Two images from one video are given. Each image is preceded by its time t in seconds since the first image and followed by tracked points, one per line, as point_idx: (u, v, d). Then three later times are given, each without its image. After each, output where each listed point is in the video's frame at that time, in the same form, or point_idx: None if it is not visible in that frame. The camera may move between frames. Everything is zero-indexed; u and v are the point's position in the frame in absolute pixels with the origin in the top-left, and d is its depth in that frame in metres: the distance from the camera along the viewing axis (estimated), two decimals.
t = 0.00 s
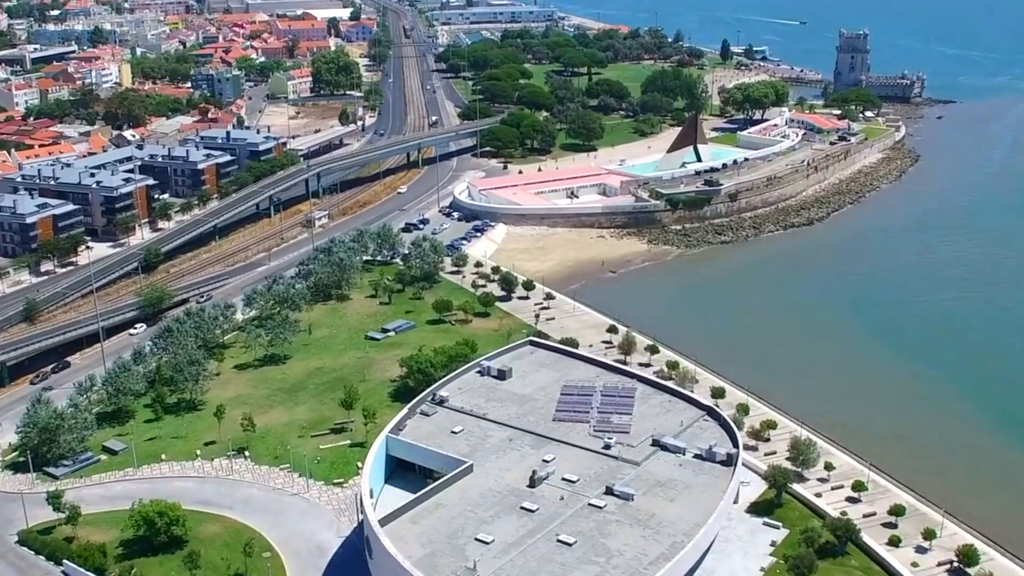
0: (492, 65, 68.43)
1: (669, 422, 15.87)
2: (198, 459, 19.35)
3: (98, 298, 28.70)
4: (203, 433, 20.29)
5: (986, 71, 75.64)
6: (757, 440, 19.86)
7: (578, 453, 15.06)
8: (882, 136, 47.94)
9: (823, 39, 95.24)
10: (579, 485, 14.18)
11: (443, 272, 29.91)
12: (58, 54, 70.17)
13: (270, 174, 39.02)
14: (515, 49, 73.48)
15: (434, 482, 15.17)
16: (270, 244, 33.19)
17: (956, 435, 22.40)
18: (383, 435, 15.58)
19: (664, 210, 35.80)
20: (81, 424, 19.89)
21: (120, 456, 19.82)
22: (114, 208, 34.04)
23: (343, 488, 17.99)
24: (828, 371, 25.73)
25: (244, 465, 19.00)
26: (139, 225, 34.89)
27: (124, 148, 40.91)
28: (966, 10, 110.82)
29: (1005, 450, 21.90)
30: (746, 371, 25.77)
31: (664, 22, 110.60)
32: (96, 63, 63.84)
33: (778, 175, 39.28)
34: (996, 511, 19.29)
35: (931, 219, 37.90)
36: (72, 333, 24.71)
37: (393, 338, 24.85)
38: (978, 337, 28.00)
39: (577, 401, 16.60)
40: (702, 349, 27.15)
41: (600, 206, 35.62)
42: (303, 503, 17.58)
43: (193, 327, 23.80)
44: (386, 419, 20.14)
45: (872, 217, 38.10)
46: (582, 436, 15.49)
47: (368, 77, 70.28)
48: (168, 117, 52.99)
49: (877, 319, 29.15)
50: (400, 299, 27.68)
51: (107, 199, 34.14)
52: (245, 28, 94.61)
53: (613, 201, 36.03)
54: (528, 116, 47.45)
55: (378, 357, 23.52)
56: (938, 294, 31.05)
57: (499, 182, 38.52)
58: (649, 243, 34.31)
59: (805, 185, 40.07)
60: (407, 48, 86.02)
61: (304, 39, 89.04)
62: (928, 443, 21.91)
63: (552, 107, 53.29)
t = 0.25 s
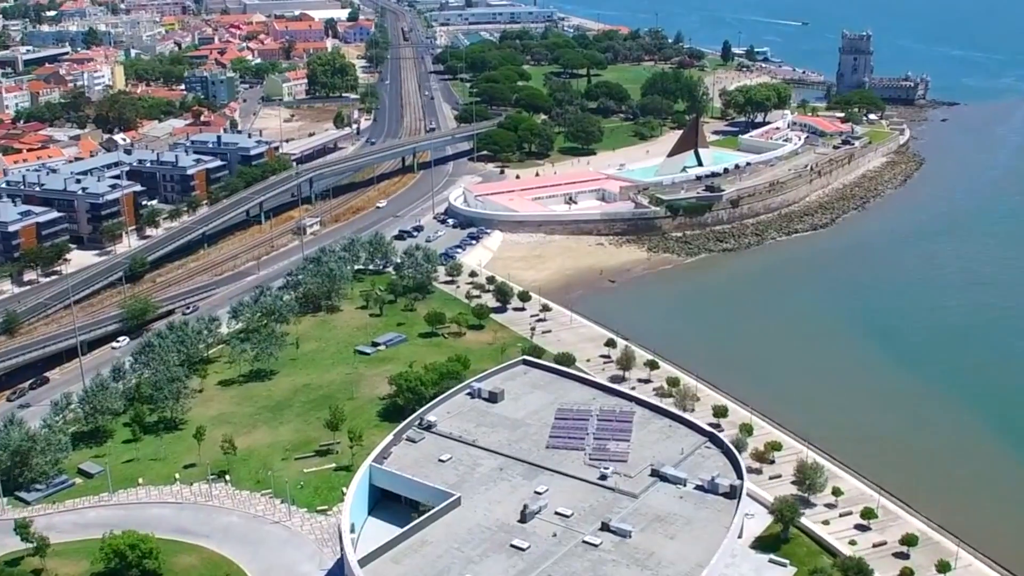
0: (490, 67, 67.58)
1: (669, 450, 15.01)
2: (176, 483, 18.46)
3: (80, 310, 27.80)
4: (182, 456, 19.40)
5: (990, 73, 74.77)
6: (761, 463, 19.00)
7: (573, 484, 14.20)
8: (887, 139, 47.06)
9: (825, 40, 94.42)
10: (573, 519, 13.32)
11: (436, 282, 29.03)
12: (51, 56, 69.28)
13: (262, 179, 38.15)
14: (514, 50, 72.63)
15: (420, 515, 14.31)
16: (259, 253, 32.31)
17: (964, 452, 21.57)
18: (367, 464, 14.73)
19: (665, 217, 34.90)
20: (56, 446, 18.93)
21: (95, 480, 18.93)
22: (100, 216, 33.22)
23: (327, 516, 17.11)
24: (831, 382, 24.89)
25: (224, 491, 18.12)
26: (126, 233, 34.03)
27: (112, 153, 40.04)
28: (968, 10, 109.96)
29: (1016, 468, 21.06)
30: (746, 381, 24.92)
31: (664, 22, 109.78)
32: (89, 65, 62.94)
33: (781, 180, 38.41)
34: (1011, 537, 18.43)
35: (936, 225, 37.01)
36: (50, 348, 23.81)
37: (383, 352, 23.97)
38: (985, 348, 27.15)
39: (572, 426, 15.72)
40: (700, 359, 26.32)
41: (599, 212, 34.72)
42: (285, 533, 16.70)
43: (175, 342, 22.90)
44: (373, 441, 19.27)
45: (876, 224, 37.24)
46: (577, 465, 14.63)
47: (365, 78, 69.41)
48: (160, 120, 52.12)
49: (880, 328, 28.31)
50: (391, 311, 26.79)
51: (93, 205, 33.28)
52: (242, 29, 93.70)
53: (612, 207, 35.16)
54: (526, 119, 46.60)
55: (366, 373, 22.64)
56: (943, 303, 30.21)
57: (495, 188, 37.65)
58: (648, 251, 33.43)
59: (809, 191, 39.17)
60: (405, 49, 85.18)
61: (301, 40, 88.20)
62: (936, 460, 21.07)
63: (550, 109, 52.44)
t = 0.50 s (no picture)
0: (487, 70, 66.78)
1: (667, 479, 14.22)
2: (153, 508, 17.64)
3: (62, 322, 26.97)
4: (161, 479, 18.57)
5: (994, 75, 73.98)
6: (764, 486, 18.20)
7: (566, 517, 13.39)
8: (890, 142, 46.26)
9: (826, 41, 93.69)
10: (566, 557, 12.52)
11: (429, 292, 28.22)
12: (44, 58, 68.50)
13: (253, 185, 37.33)
14: (512, 52, 71.90)
15: (404, 550, 13.50)
16: (248, 261, 31.50)
17: (972, 466, 20.78)
18: (348, 495, 13.93)
19: (665, 223, 34.07)
20: (29, 468, 18.05)
21: (69, 504, 18.10)
22: (85, 223, 32.45)
23: (309, 546, 16.29)
24: (832, 394, 24.13)
25: (203, 516, 17.29)
26: (112, 240, 33.22)
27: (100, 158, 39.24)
28: (971, 11, 109.20)
29: None
30: (745, 394, 24.14)
31: (664, 23, 109.00)
32: (81, 67, 62.13)
33: (783, 186, 37.60)
34: None
35: (942, 233, 36.20)
36: (28, 363, 22.97)
37: (372, 367, 23.17)
38: (992, 358, 26.37)
39: (566, 453, 14.92)
40: (697, 370, 25.54)
41: (597, 219, 33.90)
42: (264, 563, 15.88)
43: (157, 357, 22.07)
44: (359, 463, 18.45)
45: (879, 230, 36.44)
46: (572, 496, 13.82)
47: (361, 81, 68.65)
48: (152, 123, 51.34)
49: (883, 338, 27.54)
50: (382, 323, 25.97)
51: (78, 213, 32.46)
52: (239, 30, 92.88)
53: (610, 213, 34.36)
54: (523, 122, 45.80)
55: (356, 390, 21.83)
56: (948, 312, 29.44)
57: (491, 193, 36.84)
58: (647, 259, 32.63)
59: (812, 196, 38.34)
60: (402, 51, 84.47)
61: (298, 42, 87.47)
62: (942, 475, 20.28)
63: (548, 112, 51.61)
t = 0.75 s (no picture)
0: (486, 72, 65.91)
1: (668, 515, 13.38)
2: (128, 538, 16.75)
3: (44, 335, 26.08)
4: (138, 506, 17.69)
5: (999, 77, 73.14)
6: (770, 514, 17.34)
7: (560, 557, 12.54)
8: (896, 147, 45.39)
9: (829, 42, 92.82)
10: None
11: (423, 304, 27.37)
12: (37, 60, 67.57)
13: (245, 191, 36.48)
14: (511, 53, 71.05)
15: None
16: (238, 271, 30.63)
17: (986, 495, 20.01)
18: (328, 532, 13.07)
19: (666, 231, 33.21)
20: None
21: (41, 532, 17.20)
22: (71, 231, 31.56)
23: None
24: (839, 412, 23.35)
25: (180, 546, 16.41)
26: (99, 249, 32.35)
27: (88, 163, 38.35)
28: (974, 12, 108.36)
29: None
30: (750, 410, 23.34)
31: (665, 24, 108.14)
32: (74, 69, 61.22)
33: (788, 192, 36.73)
34: None
35: (950, 241, 35.36)
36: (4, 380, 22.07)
37: (362, 384, 22.31)
38: (1005, 372, 25.58)
39: (561, 485, 14.08)
40: (700, 384, 24.75)
41: (597, 226, 33.04)
42: None
43: (138, 375, 21.19)
44: (345, 490, 17.58)
45: (886, 238, 35.59)
46: (566, 533, 12.98)
47: (358, 83, 67.79)
48: (145, 127, 50.46)
49: (891, 350, 26.75)
50: (373, 337, 25.11)
51: (64, 221, 31.59)
52: (236, 31, 92.03)
53: (610, 220, 33.50)
54: (521, 126, 44.93)
55: (344, 410, 20.97)
56: (958, 322, 28.63)
57: (488, 200, 35.98)
58: (648, 268, 31.79)
59: (817, 203, 37.49)
60: (400, 52, 83.59)
61: (295, 43, 86.57)
62: (955, 504, 19.51)
63: (547, 115, 50.72)
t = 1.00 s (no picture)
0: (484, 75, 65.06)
1: (667, 555, 12.51)
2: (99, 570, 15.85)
3: (23, 349, 25.19)
4: (110, 536, 16.79)
5: (1003, 79, 72.29)
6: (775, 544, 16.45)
7: None
8: (901, 151, 44.52)
9: (831, 43, 91.98)
10: None
11: (416, 316, 26.49)
12: (30, 63, 66.71)
13: (235, 198, 35.61)
14: (510, 55, 70.25)
15: None
16: (226, 281, 29.75)
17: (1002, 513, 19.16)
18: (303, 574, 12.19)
19: (667, 240, 32.34)
20: None
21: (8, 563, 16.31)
22: (55, 240, 30.73)
23: None
24: (847, 427, 22.49)
25: None
26: (84, 258, 31.48)
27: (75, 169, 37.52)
28: (977, 12, 107.55)
29: None
30: (753, 425, 22.52)
31: (665, 25, 107.35)
32: (66, 71, 60.35)
33: (791, 199, 35.86)
34: None
35: (958, 249, 34.49)
36: None
37: (350, 403, 21.44)
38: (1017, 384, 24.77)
39: (552, 521, 13.20)
40: (702, 397, 23.89)
41: (596, 235, 32.17)
42: None
43: (116, 394, 20.30)
44: (329, 520, 16.68)
45: (892, 246, 34.75)
46: None
47: (355, 85, 66.96)
48: (136, 131, 49.60)
49: (899, 362, 25.91)
50: (363, 352, 24.24)
51: (47, 229, 30.71)
52: (233, 33, 91.17)
53: (609, 228, 32.68)
54: (519, 131, 44.10)
55: (330, 431, 20.08)
56: (968, 333, 27.81)
57: (484, 206, 35.14)
58: (648, 277, 30.92)
59: (821, 209, 36.62)
60: (398, 54, 82.76)
61: (292, 45, 85.76)
62: (969, 521, 18.67)
63: (546, 119, 49.86)
